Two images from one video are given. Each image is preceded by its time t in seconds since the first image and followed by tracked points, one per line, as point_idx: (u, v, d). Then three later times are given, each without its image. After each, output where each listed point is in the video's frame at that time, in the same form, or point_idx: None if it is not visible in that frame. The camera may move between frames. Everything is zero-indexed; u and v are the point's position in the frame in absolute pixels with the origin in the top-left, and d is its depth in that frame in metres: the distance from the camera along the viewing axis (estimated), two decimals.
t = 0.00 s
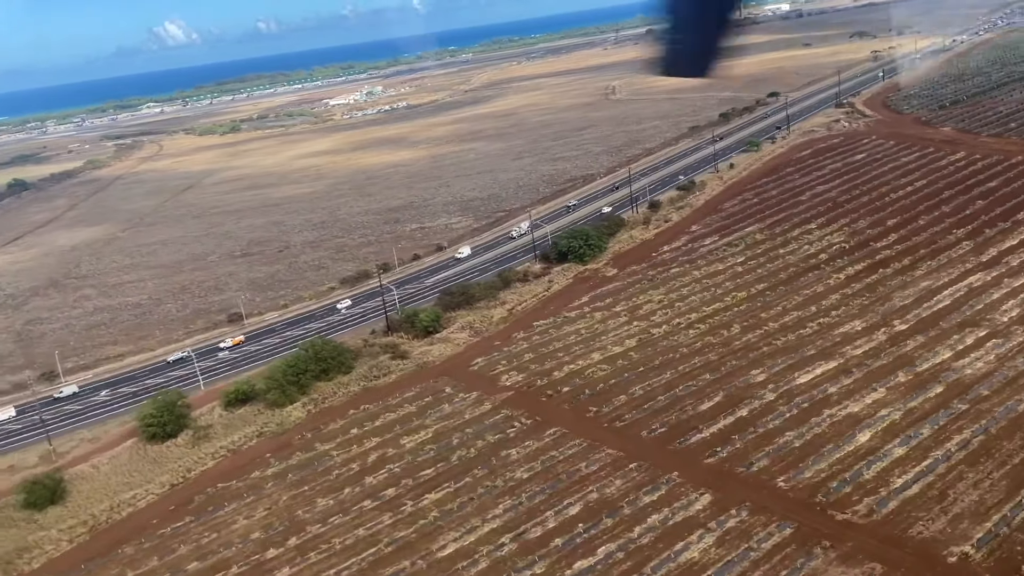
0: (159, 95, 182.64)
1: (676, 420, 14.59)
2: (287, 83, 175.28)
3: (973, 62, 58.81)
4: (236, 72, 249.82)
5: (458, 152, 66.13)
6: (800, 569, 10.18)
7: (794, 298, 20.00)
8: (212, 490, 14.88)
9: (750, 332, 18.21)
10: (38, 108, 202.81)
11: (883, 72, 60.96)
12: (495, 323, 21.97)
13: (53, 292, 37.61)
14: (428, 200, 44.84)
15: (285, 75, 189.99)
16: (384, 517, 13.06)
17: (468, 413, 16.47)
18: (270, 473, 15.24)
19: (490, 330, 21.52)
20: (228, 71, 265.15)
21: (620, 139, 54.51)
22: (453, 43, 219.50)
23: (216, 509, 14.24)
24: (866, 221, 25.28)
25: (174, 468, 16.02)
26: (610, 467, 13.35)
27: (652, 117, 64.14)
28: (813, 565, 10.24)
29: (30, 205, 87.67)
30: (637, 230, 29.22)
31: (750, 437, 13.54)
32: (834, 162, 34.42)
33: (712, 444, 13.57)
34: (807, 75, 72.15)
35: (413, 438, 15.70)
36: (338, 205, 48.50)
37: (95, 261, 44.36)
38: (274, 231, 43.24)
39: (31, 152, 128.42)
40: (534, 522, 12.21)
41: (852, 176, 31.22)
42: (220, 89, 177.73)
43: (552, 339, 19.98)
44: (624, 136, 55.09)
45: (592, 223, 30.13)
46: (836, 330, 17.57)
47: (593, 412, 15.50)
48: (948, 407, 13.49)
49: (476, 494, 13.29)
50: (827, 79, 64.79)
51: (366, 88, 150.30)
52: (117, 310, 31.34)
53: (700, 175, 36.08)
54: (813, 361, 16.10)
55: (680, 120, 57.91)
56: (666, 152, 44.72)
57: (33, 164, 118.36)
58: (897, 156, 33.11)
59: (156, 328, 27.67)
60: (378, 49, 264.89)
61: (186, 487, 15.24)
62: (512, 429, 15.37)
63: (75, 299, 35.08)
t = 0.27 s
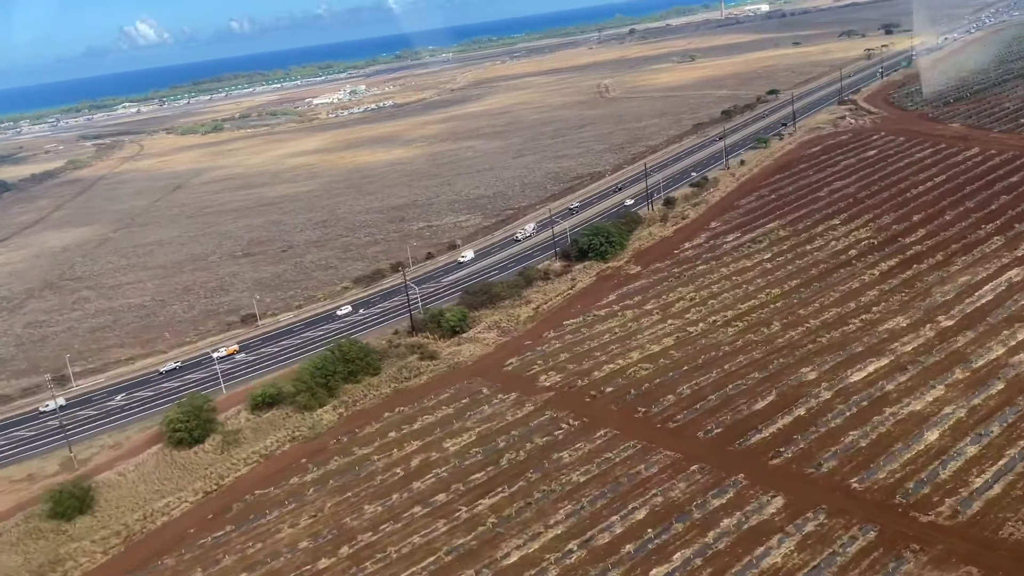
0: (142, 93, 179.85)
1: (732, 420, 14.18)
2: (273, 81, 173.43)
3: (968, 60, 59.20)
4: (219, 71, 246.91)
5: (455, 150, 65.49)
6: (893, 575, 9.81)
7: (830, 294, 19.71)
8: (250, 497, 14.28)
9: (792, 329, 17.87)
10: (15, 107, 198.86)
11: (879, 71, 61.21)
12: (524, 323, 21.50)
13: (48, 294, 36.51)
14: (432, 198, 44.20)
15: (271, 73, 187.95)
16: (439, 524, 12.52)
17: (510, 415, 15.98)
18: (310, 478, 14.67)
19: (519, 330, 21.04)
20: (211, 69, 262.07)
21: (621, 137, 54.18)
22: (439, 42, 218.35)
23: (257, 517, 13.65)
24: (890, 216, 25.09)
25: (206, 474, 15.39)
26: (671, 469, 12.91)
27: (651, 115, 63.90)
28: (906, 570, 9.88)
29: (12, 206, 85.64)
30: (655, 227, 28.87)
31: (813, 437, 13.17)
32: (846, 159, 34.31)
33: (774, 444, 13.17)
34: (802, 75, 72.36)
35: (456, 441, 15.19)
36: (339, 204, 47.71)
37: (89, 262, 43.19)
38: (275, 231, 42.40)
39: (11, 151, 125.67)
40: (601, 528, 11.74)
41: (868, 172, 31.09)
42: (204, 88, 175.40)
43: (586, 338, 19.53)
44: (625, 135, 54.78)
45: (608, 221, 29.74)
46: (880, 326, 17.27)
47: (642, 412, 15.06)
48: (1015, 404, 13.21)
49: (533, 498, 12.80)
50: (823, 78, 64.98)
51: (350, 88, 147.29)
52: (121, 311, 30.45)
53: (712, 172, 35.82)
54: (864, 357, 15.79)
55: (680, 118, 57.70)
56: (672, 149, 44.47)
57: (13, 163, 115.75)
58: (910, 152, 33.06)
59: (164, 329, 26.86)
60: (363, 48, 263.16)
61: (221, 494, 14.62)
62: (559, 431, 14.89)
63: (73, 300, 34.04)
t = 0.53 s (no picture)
0: (125, 93, 177.34)
1: (790, 419, 13.83)
2: (259, 81, 171.78)
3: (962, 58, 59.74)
4: (203, 71, 244.32)
5: (452, 150, 64.97)
6: None
7: (867, 291, 19.48)
8: (294, 505, 13.78)
9: (835, 327, 17.59)
10: None
11: (875, 70, 61.61)
12: (553, 323, 21.12)
13: (46, 296, 35.53)
14: (436, 197, 43.66)
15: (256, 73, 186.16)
16: (498, 531, 12.07)
17: (555, 417, 15.54)
18: (354, 484, 14.17)
19: (549, 330, 20.66)
20: (194, 69, 259.39)
21: (623, 136, 53.95)
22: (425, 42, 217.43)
23: (304, 525, 13.15)
24: (913, 214, 24.98)
25: (244, 481, 14.86)
26: (735, 471, 12.53)
27: (649, 114, 63.82)
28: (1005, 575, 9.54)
29: None
30: (674, 225, 28.62)
31: (879, 437, 12.86)
32: (857, 158, 34.32)
33: (839, 444, 12.84)
34: (796, 74, 72.68)
35: (503, 445, 14.75)
36: (340, 204, 47.03)
37: (85, 263, 42.18)
38: (277, 231, 41.67)
39: None
40: (672, 532, 11.33)
41: (883, 171, 31.08)
42: (189, 87, 173.31)
43: (621, 338, 19.17)
44: (626, 134, 54.62)
45: (625, 219, 29.44)
46: (924, 323, 17.05)
47: (694, 413, 14.66)
48: None
49: (595, 503, 12.39)
50: (819, 77, 65.29)
51: (335, 88, 146.10)
52: (127, 313, 29.67)
53: (723, 170, 35.66)
54: (915, 355, 15.52)
55: (680, 118, 57.61)
56: (677, 148, 44.36)
57: None
58: (922, 151, 33.14)
59: (175, 331, 26.15)
60: (349, 48, 261.59)
61: (262, 502, 14.07)
62: (610, 433, 14.47)
63: (73, 302, 33.11)
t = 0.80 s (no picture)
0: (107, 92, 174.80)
1: (851, 420, 13.51)
2: (245, 81, 170.12)
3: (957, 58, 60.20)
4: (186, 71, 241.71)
5: (449, 150, 64.46)
6: None
7: (904, 290, 19.28)
8: (343, 513, 13.29)
9: (879, 326, 17.33)
10: None
11: (871, 70, 61.95)
12: (585, 323, 20.73)
13: (44, 299, 34.57)
14: (441, 197, 43.14)
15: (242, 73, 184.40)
16: (565, 539, 11.64)
17: (603, 419, 15.12)
18: (403, 491, 13.68)
19: (581, 330, 20.27)
20: (176, 69, 256.42)
21: (624, 135, 53.74)
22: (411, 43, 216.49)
23: (356, 534, 12.65)
24: (937, 212, 24.91)
25: (286, 489, 14.35)
26: (805, 474, 12.18)
27: (647, 114, 63.71)
28: None
29: None
30: (693, 224, 28.37)
31: (949, 437, 12.57)
32: (869, 156, 34.32)
33: (908, 445, 12.54)
34: (791, 75, 72.98)
35: (554, 449, 14.32)
36: (342, 204, 46.37)
37: (81, 265, 41.19)
38: (280, 232, 40.98)
39: None
40: (750, 538, 10.96)
41: (898, 169, 31.06)
42: (174, 87, 171.19)
43: (658, 337, 18.82)
44: (627, 133, 54.43)
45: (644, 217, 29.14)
46: (971, 321, 16.86)
47: (749, 414, 14.29)
48: None
49: (662, 508, 11.99)
50: (815, 77, 65.56)
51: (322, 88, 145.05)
52: (134, 316, 28.89)
53: (734, 168, 35.48)
54: (970, 354, 15.29)
55: (681, 117, 57.51)
56: (683, 147, 44.20)
57: None
58: (934, 149, 33.21)
59: (188, 333, 25.45)
60: (334, 48, 259.99)
61: (309, 511, 13.56)
62: (664, 435, 14.06)
63: (75, 304, 32.22)
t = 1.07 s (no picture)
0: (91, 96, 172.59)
1: (916, 421, 13.27)
2: (232, 84, 168.56)
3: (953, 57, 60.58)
4: (171, 75, 239.23)
5: (448, 152, 63.96)
6: None
7: (943, 288, 19.12)
8: (398, 523, 12.86)
9: (925, 325, 17.12)
10: None
11: (868, 70, 62.24)
12: (618, 325, 20.38)
13: (46, 305, 33.70)
14: (447, 199, 42.65)
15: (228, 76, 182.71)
16: (639, 548, 11.27)
17: (656, 423, 14.73)
18: (459, 500, 13.24)
19: (616, 332, 19.91)
20: (160, 72, 253.85)
21: (627, 137, 53.53)
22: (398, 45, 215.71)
23: (416, 544, 12.23)
24: (962, 210, 24.81)
25: (334, 498, 13.89)
26: (880, 478, 11.90)
27: (646, 115, 63.61)
28: None
29: None
30: (713, 223, 28.12)
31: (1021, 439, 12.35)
32: (880, 155, 34.30)
33: (980, 447, 12.32)
34: (786, 76, 73.23)
35: (609, 454, 13.93)
36: (345, 207, 45.76)
37: (80, 271, 40.27)
38: (285, 235, 40.32)
39: None
40: (834, 545, 10.65)
41: (913, 168, 31.02)
42: (159, 91, 169.26)
43: (698, 339, 18.49)
44: (629, 134, 54.26)
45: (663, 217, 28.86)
46: (1018, 319, 16.69)
47: (809, 416, 13.97)
48: None
49: (734, 514, 11.66)
50: (812, 78, 65.79)
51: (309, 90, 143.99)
52: (144, 321, 28.19)
53: (746, 167, 35.32)
54: None
55: (682, 118, 57.39)
56: (689, 147, 44.03)
57: None
58: (946, 148, 33.26)
59: (204, 339, 24.81)
60: (320, 51, 258.41)
61: (361, 522, 13.08)
62: (724, 439, 13.69)
63: (79, 311, 31.41)
